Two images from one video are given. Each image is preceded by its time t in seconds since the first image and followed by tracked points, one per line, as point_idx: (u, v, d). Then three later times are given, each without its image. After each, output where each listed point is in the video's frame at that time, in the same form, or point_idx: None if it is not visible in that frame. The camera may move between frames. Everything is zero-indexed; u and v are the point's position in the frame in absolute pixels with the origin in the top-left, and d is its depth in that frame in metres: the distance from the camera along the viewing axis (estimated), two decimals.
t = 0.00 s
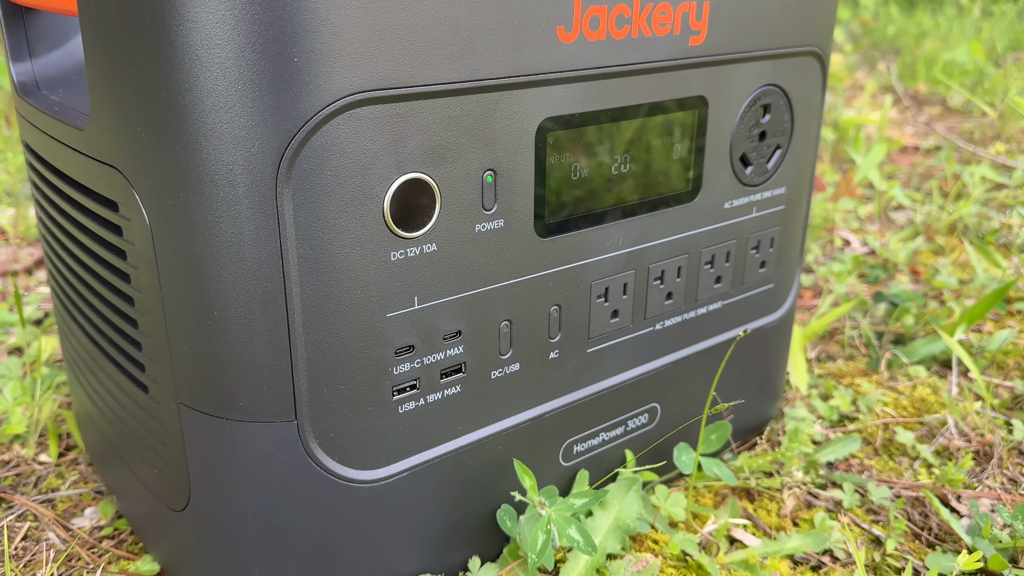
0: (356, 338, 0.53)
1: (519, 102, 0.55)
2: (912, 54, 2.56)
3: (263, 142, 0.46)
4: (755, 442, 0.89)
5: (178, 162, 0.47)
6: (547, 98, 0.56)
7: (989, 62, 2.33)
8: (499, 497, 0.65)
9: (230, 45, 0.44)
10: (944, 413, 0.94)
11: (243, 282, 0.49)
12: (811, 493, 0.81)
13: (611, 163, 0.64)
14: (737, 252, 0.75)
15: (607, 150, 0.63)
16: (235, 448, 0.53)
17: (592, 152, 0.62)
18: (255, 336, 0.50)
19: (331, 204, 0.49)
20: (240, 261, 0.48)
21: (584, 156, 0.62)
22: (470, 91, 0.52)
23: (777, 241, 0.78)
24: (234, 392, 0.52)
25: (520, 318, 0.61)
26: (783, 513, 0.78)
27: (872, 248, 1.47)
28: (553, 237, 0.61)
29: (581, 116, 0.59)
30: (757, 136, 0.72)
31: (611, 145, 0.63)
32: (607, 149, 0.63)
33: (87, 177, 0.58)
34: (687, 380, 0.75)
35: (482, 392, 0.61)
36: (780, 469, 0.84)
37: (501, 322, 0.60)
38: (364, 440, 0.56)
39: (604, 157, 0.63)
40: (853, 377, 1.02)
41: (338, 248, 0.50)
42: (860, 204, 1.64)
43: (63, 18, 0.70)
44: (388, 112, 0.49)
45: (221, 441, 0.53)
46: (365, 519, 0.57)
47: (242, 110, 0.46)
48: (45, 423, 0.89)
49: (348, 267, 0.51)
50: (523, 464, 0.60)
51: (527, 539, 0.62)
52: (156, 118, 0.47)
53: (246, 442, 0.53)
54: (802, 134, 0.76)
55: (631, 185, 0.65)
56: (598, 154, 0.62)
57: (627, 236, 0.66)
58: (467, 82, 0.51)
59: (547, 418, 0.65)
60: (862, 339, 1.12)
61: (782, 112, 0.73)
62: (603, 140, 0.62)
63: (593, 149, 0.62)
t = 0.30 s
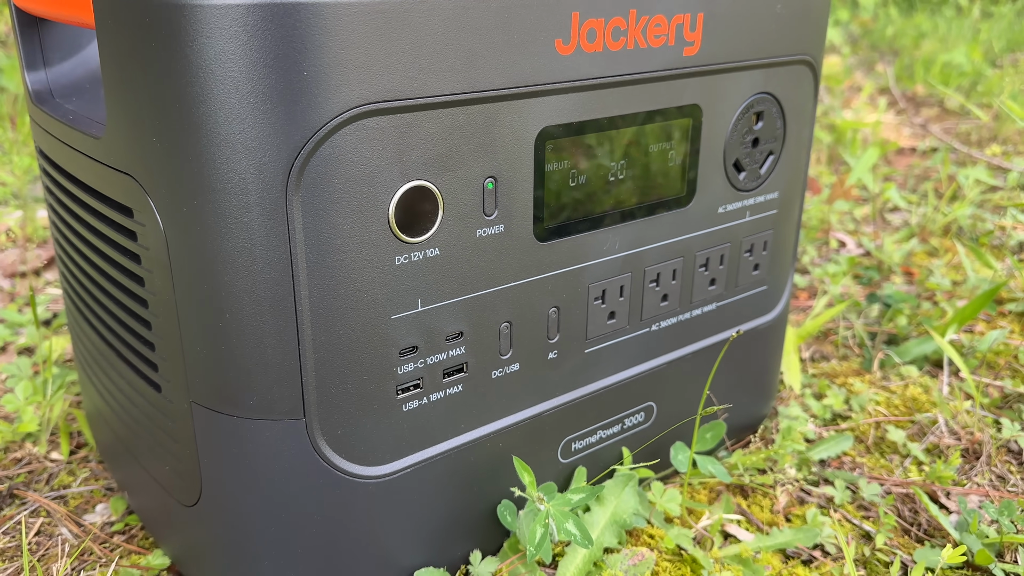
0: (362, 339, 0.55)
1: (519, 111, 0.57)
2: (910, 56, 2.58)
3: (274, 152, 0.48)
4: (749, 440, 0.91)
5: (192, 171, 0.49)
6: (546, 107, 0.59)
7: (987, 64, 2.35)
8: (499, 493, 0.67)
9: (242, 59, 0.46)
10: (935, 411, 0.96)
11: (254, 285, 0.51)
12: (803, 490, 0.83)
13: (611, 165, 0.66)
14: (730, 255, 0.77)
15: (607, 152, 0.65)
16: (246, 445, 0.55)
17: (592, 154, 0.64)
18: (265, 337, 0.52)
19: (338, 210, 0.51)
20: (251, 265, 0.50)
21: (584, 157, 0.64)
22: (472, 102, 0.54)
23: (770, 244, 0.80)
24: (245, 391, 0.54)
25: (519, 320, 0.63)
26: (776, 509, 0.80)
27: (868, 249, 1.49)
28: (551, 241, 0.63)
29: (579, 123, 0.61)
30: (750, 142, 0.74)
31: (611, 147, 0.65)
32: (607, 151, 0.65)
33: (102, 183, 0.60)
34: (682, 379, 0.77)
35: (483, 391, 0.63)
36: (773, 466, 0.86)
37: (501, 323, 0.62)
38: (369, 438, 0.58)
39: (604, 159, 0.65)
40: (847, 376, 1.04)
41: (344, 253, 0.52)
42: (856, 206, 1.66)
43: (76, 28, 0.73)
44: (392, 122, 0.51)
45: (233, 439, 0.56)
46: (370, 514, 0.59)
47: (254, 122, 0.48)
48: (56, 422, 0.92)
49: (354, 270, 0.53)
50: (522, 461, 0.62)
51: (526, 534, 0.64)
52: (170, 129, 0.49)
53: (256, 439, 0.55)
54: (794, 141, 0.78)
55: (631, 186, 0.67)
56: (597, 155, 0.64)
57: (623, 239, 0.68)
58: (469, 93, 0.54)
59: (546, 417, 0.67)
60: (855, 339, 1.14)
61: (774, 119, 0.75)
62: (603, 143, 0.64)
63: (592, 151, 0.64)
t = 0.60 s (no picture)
0: (364, 341, 0.57)
1: (515, 122, 0.59)
2: (907, 58, 2.60)
3: (279, 162, 0.51)
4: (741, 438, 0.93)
5: (200, 181, 0.51)
6: (542, 118, 0.61)
7: (983, 66, 2.37)
8: (496, 490, 0.69)
9: (249, 74, 0.48)
10: (923, 411, 0.98)
11: (260, 290, 0.53)
12: (793, 487, 0.85)
13: (608, 168, 0.68)
14: (721, 259, 0.79)
15: (604, 155, 0.67)
16: (252, 443, 0.58)
17: (590, 157, 0.66)
18: (270, 340, 0.54)
19: (341, 218, 0.53)
20: (257, 271, 0.52)
21: (582, 160, 0.66)
22: (469, 113, 0.56)
23: (761, 248, 0.83)
24: (251, 391, 0.56)
25: (516, 322, 0.65)
26: (766, 506, 0.82)
27: (862, 251, 1.51)
28: (546, 245, 0.65)
29: (574, 132, 0.64)
30: (740, 149, 0.76)
31: (609, 151, 0.67)
32: (605, 154, 0.67)
33: (113, 191, 0.62)
34: (675, 380, 0.79)
35: (481, 391, 0.65)
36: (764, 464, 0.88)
37: (498, 326, 0.64)
38: (371, 436, 0.60)
39: (602, 162, 0.67)
40: (838, 377, 1.07)
41: (347, 258, 0.54)
42: (850, 208, 1.68)
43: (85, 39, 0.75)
44: (392, 133, 0.53)
45: (239, 437, 0.58)
46: (371, 509, 0.62)
47: (260, 134, 0.50)
48: (65, 421, 0.94)
49: (356, 275, 0.55)
50: (518, 459, 0.64)
51: (522, 529, 0.66)
52: (179, 140, 0.51)
53: (262, 438, 0.57)
54: (784, 148, 0.80)
55: (630, 187, 0.70)
56: (595, 159, 0.67)
57: (616, 244, 0.70)
58: (466, 105, 0.56)
59: (542, 416, 0.70)
60: (847, 341, 1.16)
61: (764, 126, 0.77)
62: (602, 147, 0.67)
63: (591, 154, 0.66)
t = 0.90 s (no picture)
0: (366, 341, 0.59)
1: (511, 129, 0.62)
2: (904, 60, 2.62)
3: (285, 169, 0.53)
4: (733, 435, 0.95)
5: (209, 188, 0.53)
6: (537, 125, 0.63)
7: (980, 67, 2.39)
8: (493, 484, 0.71)
9: (256, 85, 0.51)
10: (911, 409, 1.01)
11: (266, 291, 0.55)
12: (783, 483, 0.87)
13: (606, 169, 0.70)
14: (712, 261, 0.81)
15: (603, 157, 0.70)
16: (258, 439, 0.60)
17: (589, 158, 0.69)
18: (276, 339, 0.57)
19: (343, 222, 0.56)
20: (264, 273, 0.55)
21: (581, 161, 0.68)
22: (466, 122, 0.59)
23: (751, 250, 0.85)
24: (257, 389, 0.58)
25: (512, 322, 0.67)
26: (757, 501, 0.84)
27: (855, 252, 1.53)
28: (542, 247, 0.67)
29: (567, 141, 0.66)
30: (731, 154, 0.78)
31: (608, 153, 0.70)
32: (603, 156, 0.70)
33: (123, 196, 0.64)
34: (667, 378, 0.82)
35: (478, 388, 0.67)
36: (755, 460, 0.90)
37: (495, 326, 0.66)
38: (372, 432, 0.62)
39: (599, 163, 0.70)
40: (829, 376, 1.09)
41: (349, 261, 0.57)
42: (845, 210, 1.71)
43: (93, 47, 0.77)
44: (393, 141, 0.56)
45: (246, 432, 0.60)
46: (373, 503, 0.64)
47: (266, 143, 0.52)
48: (74, 419, 0.96)
49: (357, 277, 0.57)
50: (514, 454, 0.67)
51: (518, 522, 0.68)
52: (189, 148, 0.53)
53: (267, 433, 0.59)
54: (773, 152, 0.83)
55: (626, 191, 0.72)
56: (593, 160, 0.69)
57: (609, 246, 0.72)
58: (464, 113, 0.58)
59: (537, 413, 0.72)
60: (839, 340, 1.18)
61: (754, 132, 0.79)
62: (601, 149, 0.69)
63: (591, 155, 0.69)
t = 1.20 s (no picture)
0: (369, 340, 0.62)
1: (509, 137, 0.64)
2: (902, 62, 2.64)
3: (291, 176, 0.55)
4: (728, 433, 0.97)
5: (219, 194, 0.56)
6: (535, 133, 0.65)
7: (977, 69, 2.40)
8: (492, 480, 0.73)
9: (264, 96, 0.53)
10: (902, 408, 1.03)
11: (273, 293, 0.57)
12: (775, 480, 0.90)
13: (605, 171, 0.73)
14: (705, 263, 0.83)
15: (602, 159, 0.72)
16: (264, 436, 0.62)
17: (588, 161, 0.71)
18: (282, 339, 0.59)
19: (347, 226, 0.58)
20: (271, 275, 0.57)
21: (580, 163, 0.71)
22: (465, 130, 0.61)
23: (743, 253, 0.87)
24: (264, 387, 0.60)
25: (510, 323, 0.70)
26: (749, 497, 0.87)
27: (850, 253, 1.55)
28: (539, 250, 0.70)
29: (563, 147, 0.68)
30: (723, 160, 0.81)
31: (606, 156, 0.72)
32: (602, 158, 0.72)
33: (134, 201, 0.66)
34: (661, 377, 0.84)
35: (477, 387, 0.70)
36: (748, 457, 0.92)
37: (493, 326, 0.69)
38: (374, 429, 0.65)
39: (598, 166, 0.72)
40: (822, 375, 1.11)
41: (353, 263, 0.59)
42: (840, 212, 1.73)
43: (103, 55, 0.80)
44: (395, 149, 0.58)
45: (253, 429, 0.62)
46: (375, 498, 0.66)
47: (274, 151, 0.54)
48: (83, 417, 0.99)
49: (361, 279, 0.60)
50: (512, 450, 0.69)
51: (516, 516, 0.71)
52: (199, 156, 0.55)
53: (274, 430, 0.62)
54: (765, 158, 0.85)
55: (626, 193, 0.75)
56: (592, 163, 0.72)
57: (605, 249, 0.74)
58: (463, 122, 0.60)
59: (535, 411, 0.74)
60: (832, 341, 1.20)
61: (746, 138, 0.82)
62: (600, 152, 0.71)
63: (590, 158, 0.71)
